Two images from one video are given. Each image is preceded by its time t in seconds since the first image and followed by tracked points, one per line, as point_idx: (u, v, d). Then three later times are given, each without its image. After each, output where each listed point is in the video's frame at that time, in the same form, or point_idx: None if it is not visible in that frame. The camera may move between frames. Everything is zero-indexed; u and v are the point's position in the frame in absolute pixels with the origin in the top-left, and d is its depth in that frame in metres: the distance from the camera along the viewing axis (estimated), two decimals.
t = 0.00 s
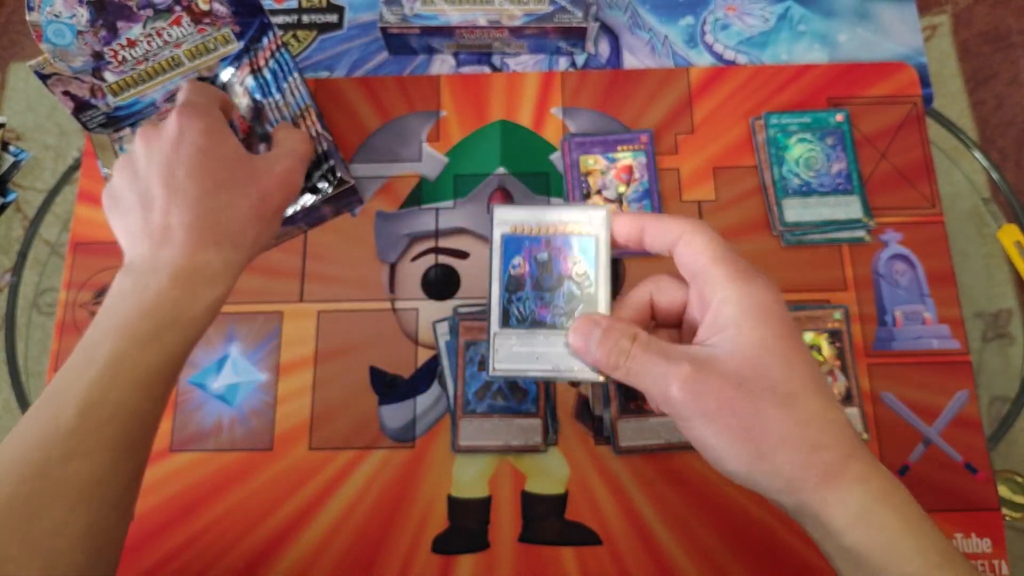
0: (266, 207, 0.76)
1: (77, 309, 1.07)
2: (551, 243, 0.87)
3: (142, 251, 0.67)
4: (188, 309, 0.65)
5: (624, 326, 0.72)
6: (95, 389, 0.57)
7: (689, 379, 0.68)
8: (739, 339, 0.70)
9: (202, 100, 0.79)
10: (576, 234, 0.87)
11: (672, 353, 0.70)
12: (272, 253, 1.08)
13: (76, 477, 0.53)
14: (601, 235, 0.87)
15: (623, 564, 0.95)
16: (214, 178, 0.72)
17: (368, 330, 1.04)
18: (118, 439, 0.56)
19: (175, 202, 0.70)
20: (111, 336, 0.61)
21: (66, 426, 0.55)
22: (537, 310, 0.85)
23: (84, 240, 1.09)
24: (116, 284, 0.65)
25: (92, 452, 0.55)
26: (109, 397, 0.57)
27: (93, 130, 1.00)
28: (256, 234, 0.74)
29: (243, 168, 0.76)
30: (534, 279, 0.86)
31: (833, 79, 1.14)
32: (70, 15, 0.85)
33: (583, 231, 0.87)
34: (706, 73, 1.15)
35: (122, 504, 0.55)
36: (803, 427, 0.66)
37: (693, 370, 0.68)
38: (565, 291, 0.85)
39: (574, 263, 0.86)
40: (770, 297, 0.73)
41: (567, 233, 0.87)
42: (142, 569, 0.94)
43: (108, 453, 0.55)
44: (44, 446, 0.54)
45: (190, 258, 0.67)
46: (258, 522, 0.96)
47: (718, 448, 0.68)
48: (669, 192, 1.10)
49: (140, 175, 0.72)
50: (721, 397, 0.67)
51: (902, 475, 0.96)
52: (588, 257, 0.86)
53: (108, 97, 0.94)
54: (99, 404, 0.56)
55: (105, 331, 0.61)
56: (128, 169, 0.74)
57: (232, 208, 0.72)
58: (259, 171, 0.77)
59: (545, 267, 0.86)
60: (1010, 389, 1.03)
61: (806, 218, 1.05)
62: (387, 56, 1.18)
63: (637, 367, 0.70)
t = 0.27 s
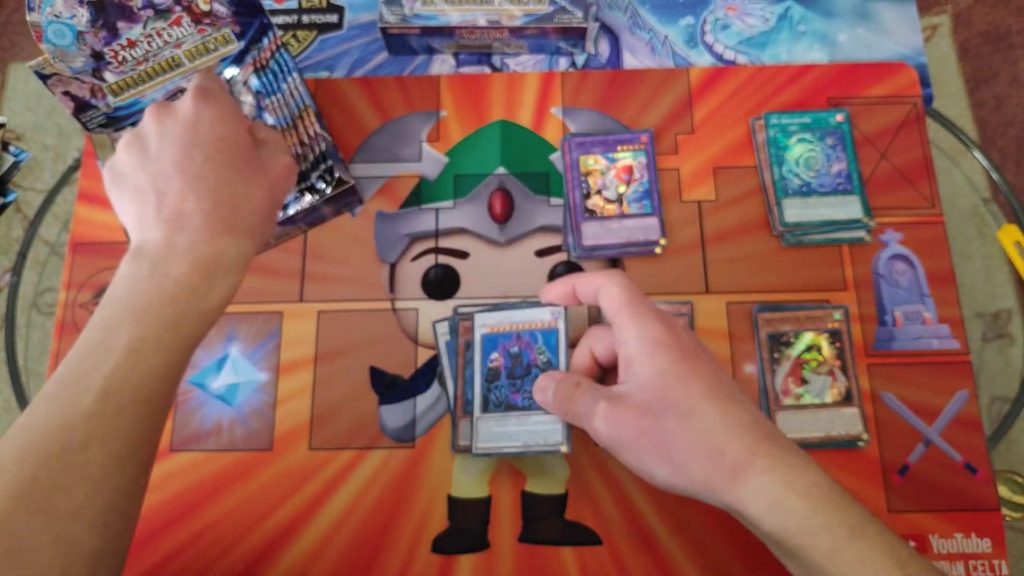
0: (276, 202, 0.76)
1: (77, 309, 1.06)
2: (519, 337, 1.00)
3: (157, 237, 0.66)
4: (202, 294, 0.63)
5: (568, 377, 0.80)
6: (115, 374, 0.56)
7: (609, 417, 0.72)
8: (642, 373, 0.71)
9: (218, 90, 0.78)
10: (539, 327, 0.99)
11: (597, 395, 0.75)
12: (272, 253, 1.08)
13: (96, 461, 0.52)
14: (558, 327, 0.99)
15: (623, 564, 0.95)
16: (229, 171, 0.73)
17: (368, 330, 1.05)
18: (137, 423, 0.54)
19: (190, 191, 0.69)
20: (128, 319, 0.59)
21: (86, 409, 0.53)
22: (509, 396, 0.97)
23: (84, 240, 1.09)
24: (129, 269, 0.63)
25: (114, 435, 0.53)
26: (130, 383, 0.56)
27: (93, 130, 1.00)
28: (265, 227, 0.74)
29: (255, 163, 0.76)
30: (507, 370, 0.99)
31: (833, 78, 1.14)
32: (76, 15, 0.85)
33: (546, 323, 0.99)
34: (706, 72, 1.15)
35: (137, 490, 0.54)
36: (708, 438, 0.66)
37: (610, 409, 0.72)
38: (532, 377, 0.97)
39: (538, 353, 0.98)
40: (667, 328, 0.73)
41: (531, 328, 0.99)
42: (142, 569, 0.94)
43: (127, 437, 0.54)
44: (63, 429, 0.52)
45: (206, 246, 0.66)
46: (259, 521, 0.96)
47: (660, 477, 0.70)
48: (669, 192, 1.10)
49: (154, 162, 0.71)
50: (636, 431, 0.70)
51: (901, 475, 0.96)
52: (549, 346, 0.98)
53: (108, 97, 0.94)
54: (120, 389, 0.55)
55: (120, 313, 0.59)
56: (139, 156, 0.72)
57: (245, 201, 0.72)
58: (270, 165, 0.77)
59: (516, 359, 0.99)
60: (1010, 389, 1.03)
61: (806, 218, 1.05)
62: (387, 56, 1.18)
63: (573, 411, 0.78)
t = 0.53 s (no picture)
0: (287, 201, 0.77)
1: (78, 309, 1.06)
2: (489, 336, 0.99)
3: (166, 231, 0.65)
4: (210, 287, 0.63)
5: (525, 356, 0.78)
6: (124, 368, 0.55)
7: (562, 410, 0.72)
8: (586, 363, 0.69)
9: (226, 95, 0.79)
10: (506, 326, 0.99)
11: (551, 383, 0.74)
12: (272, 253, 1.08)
13: (108, 458, 0.51)
14: (525, 327, 0.98)
15: (622, 564, 0.95)
16: (239, 169, 0.73)
17: (368, 331, 1.04)
18: (148, 420, 0.54)
19: (201, 188, 0.70)
20: (136, 315, 0.58)
21: (95, 406, 0.53)
22: (482, 393, 0.98)
23: (84, 240, 1.09)
24: (138, 263, 0.63)
25: (123, 431, 0.53)
26: (139, 378, 0.55)
27: (93, 130, 0.99)
28: (276, 222, 0.75)
29: (265, 164, 0.77)
30: (479, 368, 0.99)
31: (834, 78, 1.14)
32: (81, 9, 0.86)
33: (512, 324, 0.99)
34: (707, 72, 1.15)
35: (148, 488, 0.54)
36: (642, 432, 0.64)
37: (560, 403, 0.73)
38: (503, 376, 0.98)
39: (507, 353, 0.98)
40: (611, 315, 0.70)
41: (499, 327, 0.99)
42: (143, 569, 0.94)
43: (138, 435, 0.53)
44: (73, 427, 0.52)
45: (216, 238, 0.66)
46: (260, 521, 0.96)
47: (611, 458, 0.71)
48: (669, 192, 1.10)
49: (166, 161, 0.72)
50: (583, 421, 0.71)
51: (901, 474, 0.96)
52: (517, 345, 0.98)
53: (108, 97, 0.94)
54: (128, 384, 0.54)
55: (128, 309, 0.59)
56: (151, 156, 0.73)
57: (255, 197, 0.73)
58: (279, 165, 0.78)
59: (487, 357, 0.99)
60: (1010, 389, 1.03)
61: (806, 217, 1.05)
62: (387, 56, 1.18)
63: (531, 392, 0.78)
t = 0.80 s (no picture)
0: (307, 196, 0.75)
1: (78, 309, 1.06)
2: (494, 346, 1.01)
3: (186, 232, 0.65)
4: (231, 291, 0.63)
5: (530, 348, 0.81)
6: (145, 373, 0.55)
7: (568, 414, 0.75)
8: (593, 373, 0.70)
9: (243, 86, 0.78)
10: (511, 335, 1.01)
11: (554, 386, 0.76)
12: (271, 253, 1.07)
13: (128, 462, 0.52)
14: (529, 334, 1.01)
15: (623, 564, 0.95)
16: (257, 165, 0.72)
17: (368, 330, 1.04)
18: (167, 424, 0.54)
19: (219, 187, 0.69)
20: (158, 317, 0.59)
21: (117, 410, 0.53)
22: (489, 402, 0.99)
23: (84, 240, 1.09)
24: (157, 262, 0.63)
25: (145, 437, 0.53)
26: (160, 381, 0.55)
27: (93, 130, 1.00)
28: (296, 219, 0.74)
29: (285, 159, 0.75)
30: (484, 378, 1.00)
31: (833, 78, 1.14)
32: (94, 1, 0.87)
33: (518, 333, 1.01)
34: (707, 72, 1.15)
35: (165, 489, 0.54)
36: (646, 448, 0.66)
37: (565, 409, 0.75)
38: (508, 384, 1.00)
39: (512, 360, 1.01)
40: (609, 322, 0.70)
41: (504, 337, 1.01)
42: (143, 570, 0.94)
43: (159, 439, 0.54)
44: (94, 434, 0.52)
45: (236, 241, 0.66)
46: (260, 521, 0.96)
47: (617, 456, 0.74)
48: (669, 192, 1.10)
49: (182, 157, 0.71)
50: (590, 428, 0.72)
51: (902, 474, 0.96)
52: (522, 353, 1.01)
53: (108, 97, 0.94)
54: (151, 390, 0.55)
55: (146, 311, 0.59)
56: (169, 149, 0.72)
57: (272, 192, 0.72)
58: (294, 157, 0.76)
59: (491, 367, 1.01)
60: (1010, 388, 1.03)
61: (806, 217, 1.05)
62: (387, 56, 1.18)
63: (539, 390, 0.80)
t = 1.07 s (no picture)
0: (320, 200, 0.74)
1: (78, 309, 1.06)
2: (495, 346, 1.02)
3: (200, 241, 0.64)
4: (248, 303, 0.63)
5: (581, 337, 0.80)
6: (163, 389, 0.55)
7: (621, 405, 0.73)
8: (655, 366, 0.69)
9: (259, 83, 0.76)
10: (512, 335, 1.02)
11: (609, 374, 0.75)
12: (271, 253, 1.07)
13: (149, 480, 0.52)
14: (530, 334, 1.02)
15: (623, 564, 0.95)
16: (272, 169, 0.71)
17: (368, 330, 1.04)
18: (187, 440, 0.55)
19: (232, 193, 0.68)
20: (175, 330, 0.58)
21: (137, 426, 0.53)
22: (490, 401, 1.00)
23: (84, 240, 1.09)
24: (169, 271, 0.62)
25: (162, 454, 0.53)
26: (179, 398, 0.55)
27: (93, 130, 1.00)
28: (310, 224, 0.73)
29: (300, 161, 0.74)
30: (484, 378, 1.01)
31: (833, 78, 1.14)
32: None
33: (519, 332, 1.02)
34: (707, 72, 1.15)
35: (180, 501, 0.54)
36: (708, 442, 0.65)
37: (621, 399, 0.73)
38: (509, 383, 1.01)
39: (513, 360, 1.01)
40: (681, 313, 0.69)
41: (505, 336, 1.02)
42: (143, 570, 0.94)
43: (177, 455, 0.54)
44: (111, 451, 0.52)
45: (251, 251, 0.65)
46: (260, 521, 0.96)
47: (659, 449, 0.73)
48: (669, 192, 1.10)
49: (192, 159, 0.70)
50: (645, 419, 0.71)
51: (902, 475, 0.96)
52: (523, 352, 1.01)
53: (108, 97, 0.94)
54: (169, 406, 0.55)
55: (164, 325, 0.58)
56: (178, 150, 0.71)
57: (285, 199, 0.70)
58: (310, 159, 0.74)
59: (491, 366, 1.01)
60: (1010, 388, 1.03)
61: (806, 217, 1.05)
62: (387, 56, 1.18)
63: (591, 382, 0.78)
